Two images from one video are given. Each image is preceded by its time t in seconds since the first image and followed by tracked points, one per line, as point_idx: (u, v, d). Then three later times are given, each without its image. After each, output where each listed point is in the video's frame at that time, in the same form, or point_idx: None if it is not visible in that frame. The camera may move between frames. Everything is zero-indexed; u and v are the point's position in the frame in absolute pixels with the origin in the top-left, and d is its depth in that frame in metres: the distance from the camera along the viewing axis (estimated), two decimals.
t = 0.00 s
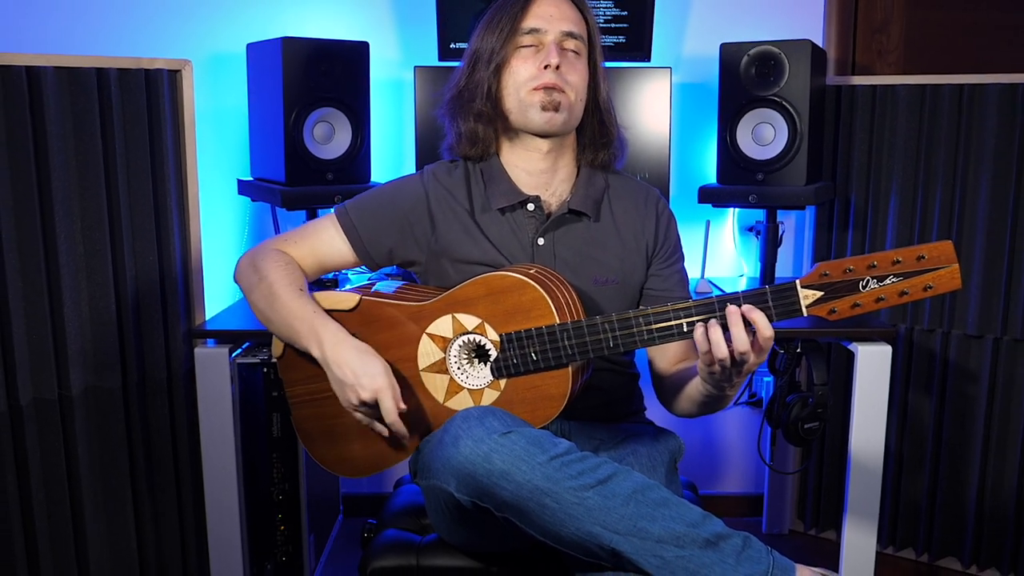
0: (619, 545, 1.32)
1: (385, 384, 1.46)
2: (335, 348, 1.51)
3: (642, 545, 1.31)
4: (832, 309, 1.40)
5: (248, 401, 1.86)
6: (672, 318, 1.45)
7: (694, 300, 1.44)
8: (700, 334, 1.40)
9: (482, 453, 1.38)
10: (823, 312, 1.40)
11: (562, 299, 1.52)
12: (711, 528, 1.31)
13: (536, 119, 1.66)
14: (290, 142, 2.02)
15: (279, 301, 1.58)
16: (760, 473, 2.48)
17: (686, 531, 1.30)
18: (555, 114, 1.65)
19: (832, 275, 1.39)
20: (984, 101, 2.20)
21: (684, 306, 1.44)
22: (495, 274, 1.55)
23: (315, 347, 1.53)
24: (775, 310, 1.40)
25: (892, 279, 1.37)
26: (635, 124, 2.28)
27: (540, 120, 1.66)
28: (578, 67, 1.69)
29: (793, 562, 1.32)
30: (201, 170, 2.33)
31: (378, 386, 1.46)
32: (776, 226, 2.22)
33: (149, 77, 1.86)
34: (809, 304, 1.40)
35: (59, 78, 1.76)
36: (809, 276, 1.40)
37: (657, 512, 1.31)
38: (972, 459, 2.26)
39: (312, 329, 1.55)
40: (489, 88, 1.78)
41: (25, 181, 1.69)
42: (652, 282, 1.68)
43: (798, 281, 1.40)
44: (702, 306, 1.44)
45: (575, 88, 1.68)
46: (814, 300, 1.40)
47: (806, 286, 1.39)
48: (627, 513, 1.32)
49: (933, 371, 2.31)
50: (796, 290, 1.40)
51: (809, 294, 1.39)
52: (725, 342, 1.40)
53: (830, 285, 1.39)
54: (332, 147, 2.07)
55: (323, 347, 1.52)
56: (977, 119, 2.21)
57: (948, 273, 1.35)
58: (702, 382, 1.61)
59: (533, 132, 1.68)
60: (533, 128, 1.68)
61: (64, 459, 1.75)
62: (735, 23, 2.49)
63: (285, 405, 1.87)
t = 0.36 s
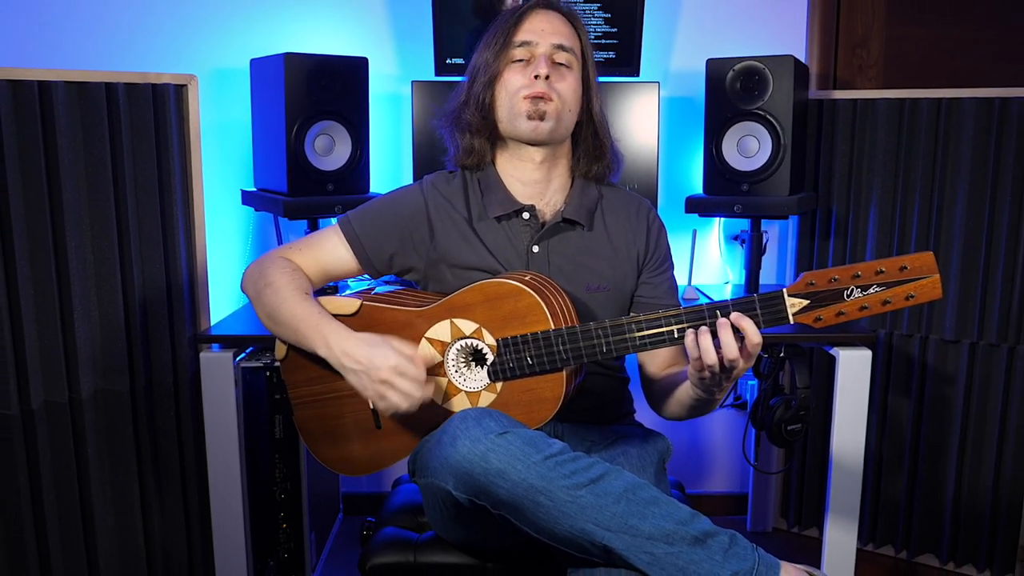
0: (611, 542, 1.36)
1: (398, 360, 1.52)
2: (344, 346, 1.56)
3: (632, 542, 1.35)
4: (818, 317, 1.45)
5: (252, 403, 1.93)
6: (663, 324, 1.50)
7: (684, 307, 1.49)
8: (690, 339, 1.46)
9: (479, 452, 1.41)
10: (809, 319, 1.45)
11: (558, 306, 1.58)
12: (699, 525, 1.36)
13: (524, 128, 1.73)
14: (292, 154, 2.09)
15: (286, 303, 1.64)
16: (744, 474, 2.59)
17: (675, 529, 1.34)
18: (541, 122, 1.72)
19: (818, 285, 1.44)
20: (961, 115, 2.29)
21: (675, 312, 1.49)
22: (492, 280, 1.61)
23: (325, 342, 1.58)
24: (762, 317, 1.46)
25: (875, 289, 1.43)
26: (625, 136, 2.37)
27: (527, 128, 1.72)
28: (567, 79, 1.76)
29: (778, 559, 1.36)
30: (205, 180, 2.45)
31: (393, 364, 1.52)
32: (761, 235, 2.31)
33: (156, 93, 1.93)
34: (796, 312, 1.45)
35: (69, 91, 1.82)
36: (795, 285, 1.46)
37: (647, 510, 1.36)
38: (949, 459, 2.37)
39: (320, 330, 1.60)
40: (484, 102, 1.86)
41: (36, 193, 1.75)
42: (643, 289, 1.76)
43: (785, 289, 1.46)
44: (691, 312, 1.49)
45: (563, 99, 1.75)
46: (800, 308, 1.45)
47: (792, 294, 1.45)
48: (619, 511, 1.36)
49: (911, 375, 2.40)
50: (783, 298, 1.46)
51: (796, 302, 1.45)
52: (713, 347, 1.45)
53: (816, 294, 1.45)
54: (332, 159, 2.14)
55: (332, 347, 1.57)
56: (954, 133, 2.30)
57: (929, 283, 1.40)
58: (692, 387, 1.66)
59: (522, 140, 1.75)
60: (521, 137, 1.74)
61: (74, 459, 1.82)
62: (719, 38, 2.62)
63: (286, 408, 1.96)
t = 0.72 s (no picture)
0: (604, 539, 1.37)
1: (397, 370, 1.64)
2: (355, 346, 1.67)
3: (624, 539, 1.36)
4: (807, 329, 1.47)
5: (256, 405, 2.01)
6: (657, 332, 1.54)
7: (679, 316, 1.53)
8: (683, 349, 1.50)
9: (477, 451, 1.42)
10: (798, 331, 1.47)
11: (556, 313, 1.63)
12: (689, 524, 1.36)
13: (519, 144, 1.80)
14: (295, 164, 2.17)
15: (294, 307, 1.70)
16: (731, 473, 2.73)
17: (666, 527, 1.35)
18: (534, 141, 1.79)
19: (808, 298, 1.45)
20: (941, 127, 2.37)
21: (669, 320, 1.53)
22: (492, 286, 1.67)
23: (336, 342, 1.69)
24: (753, 328, 1.48)
25: (864, 303, 1.44)
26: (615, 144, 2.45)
27: (521, 145, 1.79)
28: (561, 95, 1.83)
29: (764, 557, 1.37)
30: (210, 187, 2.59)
31: (394, 373, 1.64)
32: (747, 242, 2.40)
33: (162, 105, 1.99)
34: (786, 324, 1.46)
35: (78, 103, 1.88)
36: (785, 297, 1.47)
37: (639, 509, 1.36)
38: (929, 460, 2.46)
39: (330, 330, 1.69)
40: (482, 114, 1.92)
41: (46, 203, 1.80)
42: (633, 294, 1.82)
43: (776, 301, 1.47)
44: (685, 322, 1.53)
45: (557, 116, 1.82)
46: (790, 319, 1.46)
47: (783, 306, 1.47)
48: (611, 509, 1.37)
49: (892, 379, 2.49)
50: (773, 311, 1.48)
51: (786, 314, 1.46)
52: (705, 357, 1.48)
53: (806, 306, 1.46)
54: (333, 169, 2.22)
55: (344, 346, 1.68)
56: (934, 144, 2.38)
57: (917, 299, 1.40)
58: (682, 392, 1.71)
59: (517, 155, 1.83)
60: (516, 152, 1.82)
61: (83, 459, 1.88)
62: (707, 52, 2.71)
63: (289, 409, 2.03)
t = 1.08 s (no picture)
0: (598, 538, 1.34)
1: (392, 380, 1.60)
2: (347, 351, 1.64)
3: (618, 538, 1.34)
4: (792, 329, 1.50)
5: (257, 407, 2.07)
6: (647, 333, 1.58)
7: (668, 318, 1.58)
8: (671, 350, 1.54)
9: (474, 452, 1.42)
10: (784, 331, 1.51)
11: (548, 315, 1.67)
12: (682, 523, 1.34)
13: (519, 165, 1.85)
14: (296, 172, 2.23)
15: (291, 306, 1.72)
16: (720, 474, 2.88)
17: (659, 525, 1.33)
18: (535, 163, 1.84)
19: (794, 298, 1.49)
20: (926, 136, 2.43)
21: (658, 322, 1.57)
22: (486, 291, 1.70)
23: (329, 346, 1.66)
24: (740, 329, 1.53)
25: (848, 302, 1.47)
26: (608, 152, 2.53)
27: (522, 166, 1.85)
28: (559, 116, 1.88)
29: (755, 555, 1.35)
30: (214, 194, 2.70)
31: (386, 383, 1.60)
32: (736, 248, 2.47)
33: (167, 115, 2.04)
34: (772, 324, 1.51)
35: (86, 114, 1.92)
36: (772, 298, 1.51)
37: (633, 508, 1.34)
38: (913, 459, 2.53)
39: (325, 335, 1.67)
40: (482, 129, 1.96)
41: (54, 211, 1.84)
42: (626, 298, 1.88)
43: (762, 302, 1.51)
44: (673, 324, 1.57)
45: (554, 135, 1.87)
46: (776, 320, 1.51)
47: (769, 307, 1.51)
48: (606, 508, 1.34)
49: (878, 380, 2.57)
50: (760, 311, 1.52)
51: (772, 315, 1.51)
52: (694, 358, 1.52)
53: (792, 307, 1.50)
54: (333, 177, 2.29)
55: (336, 350, 1.65)
56: (919, 152, 2.45)
57: (899, 298, 1.44)
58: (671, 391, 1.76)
59: (516, 173, 1.88)
60: (516, 171, 1.87)
61: (90, 460, 1.93)
62: (699, 63, 2.78)
63: (291, 410, 2.10)
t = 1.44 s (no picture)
0: (591, 537, 1.36)
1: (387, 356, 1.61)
2: (337, 341, 1.66)
3: (611, 537, 1.35)
4: (779, 325, 1.53)
5: (259, 407, 2.12)
6: (635, 332, 1.59)
7: (655, 318, 1.59)
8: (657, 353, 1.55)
9: (469, 453, 1.42)
10: (771, 327, 1.53)
11: (539, 316, 1.67)
12: (673, 522, 1.36)
13: (536, 191, 1.81)
14: (297, 178, 2.28)
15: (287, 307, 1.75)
16: (713, 473, 2.96)
17: (650, 524, 1.34)
18: (550, 187, 1.80)
19: (779, 294, 1.52)
20: (915, 142, 2.48)
21: (645, 323, 1.59)
22: (477, 294, 1.70)
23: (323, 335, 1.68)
24: (727, 326, 1.55)
25: (832, 297, 1.51)
26: (603, 158, 2.57)
27: (539, 191, 1.81)
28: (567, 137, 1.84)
29: (746, 553, 1.37)
30: (218, 204, 2.76)
31: (382, 361, 1.61)
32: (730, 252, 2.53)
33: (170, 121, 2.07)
34: (759, 320, 1.53)
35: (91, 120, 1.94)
36: (758, 295, 1.53)
37: (625, 507, 1.35)
38: (903, 459, 2.58)
39: (314, 329, 1.70)
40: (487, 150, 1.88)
41: (60, 216, 1.87)
42: (621, 301, 1.86)
43: (748, 299, 1.54)
44: (662, 322, 1.58)
45: (563, 155, 1.84)
46: (762, 316, 1.52)
47: (755, 304, 1.53)
48: (599, 507, 1.36)
49: (869, 383, 2.61)
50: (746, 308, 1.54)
51: (758, 311, 1.52)
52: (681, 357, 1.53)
53: (778, 303, 1.52)
54: (333, 182, 2.35)
55: (327, 342, 1.68)
56: (908, 157, 2.49)
57: (883, 291, 1.48)
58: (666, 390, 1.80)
59: (527, 194, 1.83)
60: (528, 193, 1.82)
61: (94, 461, 1.97)
62: (692, 70, 2.82)
63: (291, 412, 2.18)
